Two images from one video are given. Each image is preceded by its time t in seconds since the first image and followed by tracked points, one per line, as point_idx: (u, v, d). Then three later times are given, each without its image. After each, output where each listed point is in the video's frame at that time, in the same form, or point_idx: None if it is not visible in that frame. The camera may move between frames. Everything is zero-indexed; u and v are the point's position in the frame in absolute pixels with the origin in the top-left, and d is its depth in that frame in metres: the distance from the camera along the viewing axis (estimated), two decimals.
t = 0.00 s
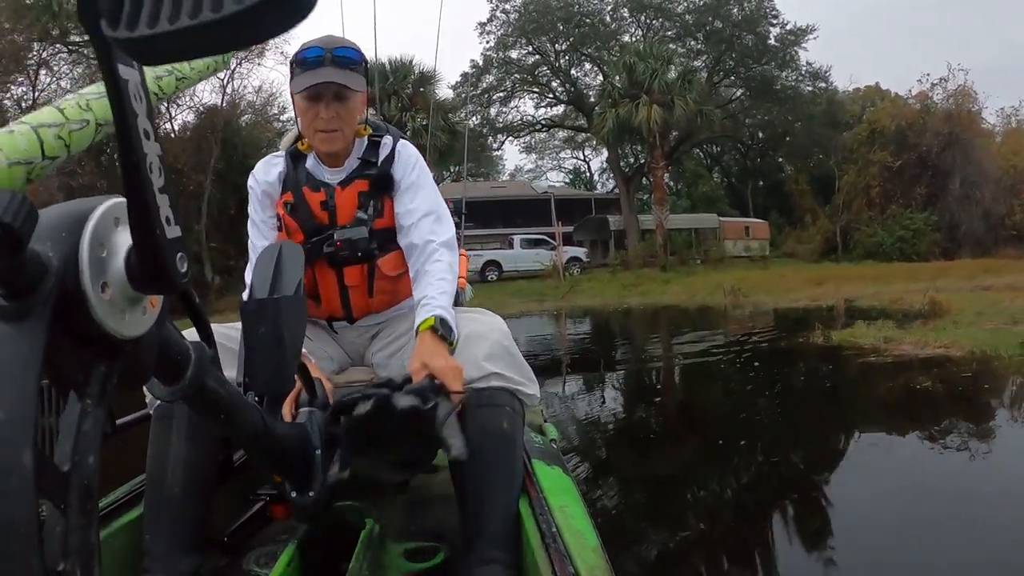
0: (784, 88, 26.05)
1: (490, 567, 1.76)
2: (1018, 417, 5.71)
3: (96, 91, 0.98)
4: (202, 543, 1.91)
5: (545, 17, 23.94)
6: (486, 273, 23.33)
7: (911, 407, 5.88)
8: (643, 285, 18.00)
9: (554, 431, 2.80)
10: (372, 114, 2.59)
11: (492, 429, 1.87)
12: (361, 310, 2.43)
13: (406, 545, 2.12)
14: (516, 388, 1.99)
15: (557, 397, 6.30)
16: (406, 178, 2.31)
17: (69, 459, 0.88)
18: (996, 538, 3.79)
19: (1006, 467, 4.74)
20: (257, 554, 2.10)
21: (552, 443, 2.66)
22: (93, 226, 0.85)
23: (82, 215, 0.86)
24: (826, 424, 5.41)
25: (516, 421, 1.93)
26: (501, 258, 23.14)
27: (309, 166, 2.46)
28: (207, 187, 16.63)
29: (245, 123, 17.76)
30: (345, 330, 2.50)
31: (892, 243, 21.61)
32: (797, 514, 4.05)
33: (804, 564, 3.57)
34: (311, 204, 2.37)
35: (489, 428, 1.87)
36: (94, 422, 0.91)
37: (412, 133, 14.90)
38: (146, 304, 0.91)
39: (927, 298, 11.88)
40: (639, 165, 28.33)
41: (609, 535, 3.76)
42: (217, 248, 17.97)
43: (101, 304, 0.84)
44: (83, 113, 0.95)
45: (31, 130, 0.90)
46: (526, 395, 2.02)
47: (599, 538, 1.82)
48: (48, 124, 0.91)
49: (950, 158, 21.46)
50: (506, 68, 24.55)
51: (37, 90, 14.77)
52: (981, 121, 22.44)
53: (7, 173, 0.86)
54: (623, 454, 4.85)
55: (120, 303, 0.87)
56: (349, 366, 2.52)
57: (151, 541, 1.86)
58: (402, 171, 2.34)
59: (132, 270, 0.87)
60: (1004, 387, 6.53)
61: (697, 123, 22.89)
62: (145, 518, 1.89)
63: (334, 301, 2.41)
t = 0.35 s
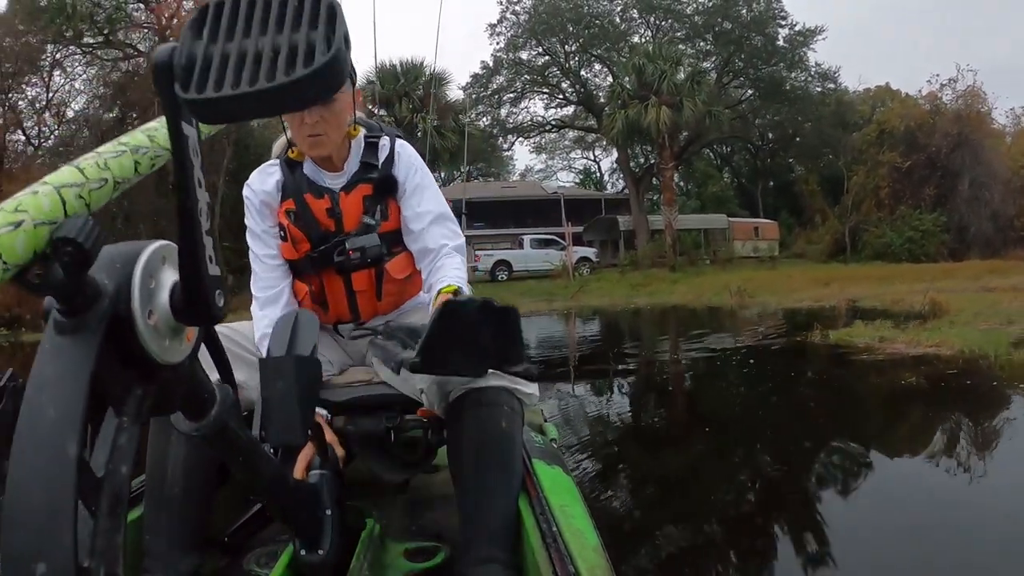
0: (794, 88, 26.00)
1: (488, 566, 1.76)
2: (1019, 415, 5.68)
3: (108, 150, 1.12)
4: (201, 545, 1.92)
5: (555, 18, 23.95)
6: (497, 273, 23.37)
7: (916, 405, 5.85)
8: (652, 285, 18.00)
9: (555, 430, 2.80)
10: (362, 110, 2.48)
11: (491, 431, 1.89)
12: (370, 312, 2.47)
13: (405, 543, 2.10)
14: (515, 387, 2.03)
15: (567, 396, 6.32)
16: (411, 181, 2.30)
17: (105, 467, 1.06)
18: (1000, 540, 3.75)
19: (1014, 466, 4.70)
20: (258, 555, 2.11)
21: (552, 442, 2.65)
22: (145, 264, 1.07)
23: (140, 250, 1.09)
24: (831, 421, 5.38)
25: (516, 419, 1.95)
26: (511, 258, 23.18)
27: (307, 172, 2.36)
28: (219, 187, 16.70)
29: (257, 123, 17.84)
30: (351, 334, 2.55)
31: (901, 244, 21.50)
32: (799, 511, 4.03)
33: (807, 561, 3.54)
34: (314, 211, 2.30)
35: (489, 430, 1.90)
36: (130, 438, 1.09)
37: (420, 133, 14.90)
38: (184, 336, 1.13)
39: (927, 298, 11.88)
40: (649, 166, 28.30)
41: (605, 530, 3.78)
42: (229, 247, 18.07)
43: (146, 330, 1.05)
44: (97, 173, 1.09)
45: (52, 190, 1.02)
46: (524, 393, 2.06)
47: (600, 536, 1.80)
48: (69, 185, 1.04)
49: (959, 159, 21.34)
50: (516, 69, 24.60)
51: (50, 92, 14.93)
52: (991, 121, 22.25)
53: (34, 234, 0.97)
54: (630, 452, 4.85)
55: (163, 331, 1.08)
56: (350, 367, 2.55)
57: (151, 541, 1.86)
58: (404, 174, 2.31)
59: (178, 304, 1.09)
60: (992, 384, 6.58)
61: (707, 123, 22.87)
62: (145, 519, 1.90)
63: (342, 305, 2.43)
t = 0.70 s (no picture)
0: (804, 88, 25.91)
1: (489, 566, 1.73)
2: None
3: (134, 242, 1.00)
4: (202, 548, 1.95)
5: (564, 20, 23.90)
6: (507, 273, 23.40)
7: (923, 405, 5.82)
8: (661, 285, 18.00)
9: (553, 429, 2.84)
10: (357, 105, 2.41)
11: (489, 429, 1.87)
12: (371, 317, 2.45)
13: (406, 544, 2.10)
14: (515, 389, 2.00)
15: (578, 396, 6.29)
16: (413, 187, 2.28)
17: (149, 495, 1.17)
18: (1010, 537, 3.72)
19: None
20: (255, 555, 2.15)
21: (552, 441, 2.67)
22: (205, 328, 1.05)
23: (194, 320, 1.07)
24: (838, 422, 5.36)
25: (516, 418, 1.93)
26: (522, 259, 23.20)
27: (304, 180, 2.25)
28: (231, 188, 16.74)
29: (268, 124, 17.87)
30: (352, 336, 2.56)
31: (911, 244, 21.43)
32: (807, 513, 3.99)
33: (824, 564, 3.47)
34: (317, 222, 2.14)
35: (490, 428, 1.88)
36: (172, 473, 1.19)
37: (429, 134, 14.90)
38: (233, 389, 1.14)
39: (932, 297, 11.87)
40: (659, 166, 28.26)
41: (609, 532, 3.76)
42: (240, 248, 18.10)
43: (203, 383, 1.02)
44: (128, 267, 0.97)
45: (86, 285, 0.94)
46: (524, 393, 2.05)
47: (599, 539, 1.85)
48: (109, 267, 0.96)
49: (969, 159, 21.17)
50: (526, 70, 24.60)
51: (65, 94, 14.51)
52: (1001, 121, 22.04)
53: (74, 330, 0.93)
54: (639, 453, 4.84)
55: (212, 386, 1.03)
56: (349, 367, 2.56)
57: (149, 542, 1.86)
58: (405, 179, 2.28)
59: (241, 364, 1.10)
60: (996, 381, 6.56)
61: (716, 124, 22.84)
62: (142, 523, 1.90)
63: (345, 315, 2.43)
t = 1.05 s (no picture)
0: (811, 85, 25.83)
1: (486, 566, 1.76)
2: None
3: (171, 313, 1.21)
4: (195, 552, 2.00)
5: (571, 20, 23.89)
6: (516, 273, 23.41)
7: (932, 402, 5.80)
8: (669, 284, 17.97)
9: (552, 430, 2.83)
10: (358, 107, 2.37)
11: (487, 429, 1.87)
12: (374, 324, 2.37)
13: (402, 543, 2.12)
14: (512, 388, 1.98)
15: (584, 394, 6.29)
16: (415, 194, 2.24)
17: (175, 526, 1.28)
18: (1019, 532, 3.69)
19: None
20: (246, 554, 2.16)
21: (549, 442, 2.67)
22: (233, 393, 1.39)
23: (224, 389, 1.41)
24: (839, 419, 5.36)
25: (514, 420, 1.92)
26: (531, 258, 23.19)
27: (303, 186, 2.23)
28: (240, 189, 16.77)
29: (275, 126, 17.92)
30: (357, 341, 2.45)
31: (918, 242, 21.33)
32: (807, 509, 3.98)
33: (830, 560, 3.45)
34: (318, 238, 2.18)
35: (487, 430, 1.87)
36: (195, 511, 1.32)
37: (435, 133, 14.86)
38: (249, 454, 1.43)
39: (943, 294, 11.81)
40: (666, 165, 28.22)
41: (608, 528, 3.78)
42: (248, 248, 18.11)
43: (231, 431, 1.34)
44: (168, 335, 1.18)
45: (133, 352, 1.13)
46: (521, 393, 2.01)
47: (596, 539, 1.81)
48: (144, 348, 1.15)
49: (976, 156, 20.99)
50: (534, 71, 24.66)
51: (75, 99, 14.97)
52: (1008, 117, 21.83)
53: (122, 392, 1.10)
54: (649, 450, 4.84)
55: (239, 440, 1.37)
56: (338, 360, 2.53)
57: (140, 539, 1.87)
58: (406, 184, 2.25)
59: (257, 426, 1.45)
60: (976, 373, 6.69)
61: (723, 123, 22.78)
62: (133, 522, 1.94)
63: (346, 320, 2.32)
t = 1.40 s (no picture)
0: (819, 84, 25.77)
1: (483, 567, 1.76)
2: None
3: (183, 363, 1.28)
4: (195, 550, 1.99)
5: (579, 21, 23.92)
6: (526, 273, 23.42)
7: (941, 400, 5.78)
8: (677, 283, 17.95)
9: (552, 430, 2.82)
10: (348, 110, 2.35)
11: (486, 430, 1.86)
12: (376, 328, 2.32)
13: (400, 544, 2.12)
14: (509, 386, 1.97)
15: (595, 393, 6.28)
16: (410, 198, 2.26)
17: (188, 550, 1.26)
18: None
19: None
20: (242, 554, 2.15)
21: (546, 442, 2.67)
22: (248, 432, 1.37)
23: (240, 427, 1.39)
24: (844, 418, 5.33)
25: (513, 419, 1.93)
26: (540, 258, 23.21)
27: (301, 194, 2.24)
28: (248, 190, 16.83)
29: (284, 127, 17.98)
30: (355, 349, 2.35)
31: (927, 240, 21.27)
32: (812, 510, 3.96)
33: (841, 561, 3.42)
34: (322, 249, 2.19)
35: (485, 430, 1.86)
36: (208, 541, 1.31)
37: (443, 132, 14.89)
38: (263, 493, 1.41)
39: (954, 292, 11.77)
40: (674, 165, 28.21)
41: (609, 530, 3.77)
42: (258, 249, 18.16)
43: (244, 469, 1.34)
44: (180, 385, 1.25)
45: (148, 403, 1.19)
46: (518, 392, 2.00)
47: (595, 538, 1.78)
48: (158, 397, 1.21)
49: (985, 154, 20.93)
50: (543, 71, 24.70)
51: (88, 100, 14.99)
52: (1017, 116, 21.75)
53: (137, 441, 1.14)
54: (657, 449, 4.86)
55: (252, 481, 1.36)
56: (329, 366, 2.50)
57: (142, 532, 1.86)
58: (402, 187, 2.27)
59: (272, 469, 1.42)
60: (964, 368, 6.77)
61: (732, 124, 22.77)
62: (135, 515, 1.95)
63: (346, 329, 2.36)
